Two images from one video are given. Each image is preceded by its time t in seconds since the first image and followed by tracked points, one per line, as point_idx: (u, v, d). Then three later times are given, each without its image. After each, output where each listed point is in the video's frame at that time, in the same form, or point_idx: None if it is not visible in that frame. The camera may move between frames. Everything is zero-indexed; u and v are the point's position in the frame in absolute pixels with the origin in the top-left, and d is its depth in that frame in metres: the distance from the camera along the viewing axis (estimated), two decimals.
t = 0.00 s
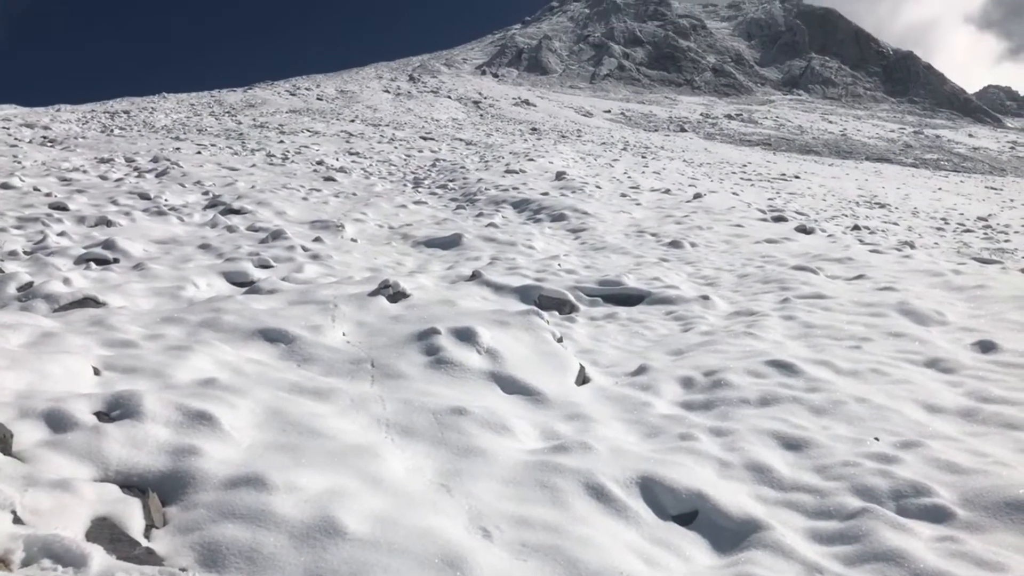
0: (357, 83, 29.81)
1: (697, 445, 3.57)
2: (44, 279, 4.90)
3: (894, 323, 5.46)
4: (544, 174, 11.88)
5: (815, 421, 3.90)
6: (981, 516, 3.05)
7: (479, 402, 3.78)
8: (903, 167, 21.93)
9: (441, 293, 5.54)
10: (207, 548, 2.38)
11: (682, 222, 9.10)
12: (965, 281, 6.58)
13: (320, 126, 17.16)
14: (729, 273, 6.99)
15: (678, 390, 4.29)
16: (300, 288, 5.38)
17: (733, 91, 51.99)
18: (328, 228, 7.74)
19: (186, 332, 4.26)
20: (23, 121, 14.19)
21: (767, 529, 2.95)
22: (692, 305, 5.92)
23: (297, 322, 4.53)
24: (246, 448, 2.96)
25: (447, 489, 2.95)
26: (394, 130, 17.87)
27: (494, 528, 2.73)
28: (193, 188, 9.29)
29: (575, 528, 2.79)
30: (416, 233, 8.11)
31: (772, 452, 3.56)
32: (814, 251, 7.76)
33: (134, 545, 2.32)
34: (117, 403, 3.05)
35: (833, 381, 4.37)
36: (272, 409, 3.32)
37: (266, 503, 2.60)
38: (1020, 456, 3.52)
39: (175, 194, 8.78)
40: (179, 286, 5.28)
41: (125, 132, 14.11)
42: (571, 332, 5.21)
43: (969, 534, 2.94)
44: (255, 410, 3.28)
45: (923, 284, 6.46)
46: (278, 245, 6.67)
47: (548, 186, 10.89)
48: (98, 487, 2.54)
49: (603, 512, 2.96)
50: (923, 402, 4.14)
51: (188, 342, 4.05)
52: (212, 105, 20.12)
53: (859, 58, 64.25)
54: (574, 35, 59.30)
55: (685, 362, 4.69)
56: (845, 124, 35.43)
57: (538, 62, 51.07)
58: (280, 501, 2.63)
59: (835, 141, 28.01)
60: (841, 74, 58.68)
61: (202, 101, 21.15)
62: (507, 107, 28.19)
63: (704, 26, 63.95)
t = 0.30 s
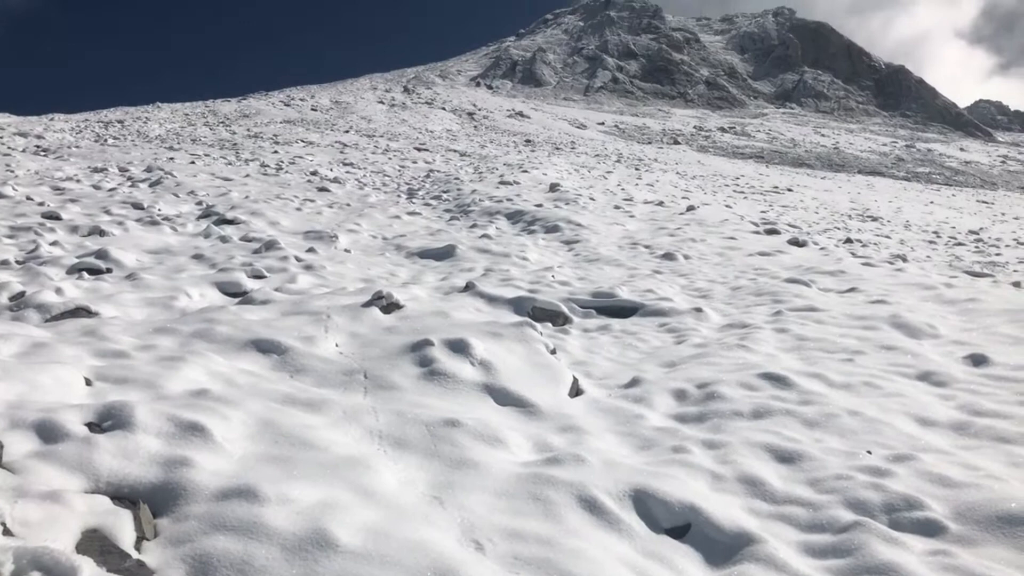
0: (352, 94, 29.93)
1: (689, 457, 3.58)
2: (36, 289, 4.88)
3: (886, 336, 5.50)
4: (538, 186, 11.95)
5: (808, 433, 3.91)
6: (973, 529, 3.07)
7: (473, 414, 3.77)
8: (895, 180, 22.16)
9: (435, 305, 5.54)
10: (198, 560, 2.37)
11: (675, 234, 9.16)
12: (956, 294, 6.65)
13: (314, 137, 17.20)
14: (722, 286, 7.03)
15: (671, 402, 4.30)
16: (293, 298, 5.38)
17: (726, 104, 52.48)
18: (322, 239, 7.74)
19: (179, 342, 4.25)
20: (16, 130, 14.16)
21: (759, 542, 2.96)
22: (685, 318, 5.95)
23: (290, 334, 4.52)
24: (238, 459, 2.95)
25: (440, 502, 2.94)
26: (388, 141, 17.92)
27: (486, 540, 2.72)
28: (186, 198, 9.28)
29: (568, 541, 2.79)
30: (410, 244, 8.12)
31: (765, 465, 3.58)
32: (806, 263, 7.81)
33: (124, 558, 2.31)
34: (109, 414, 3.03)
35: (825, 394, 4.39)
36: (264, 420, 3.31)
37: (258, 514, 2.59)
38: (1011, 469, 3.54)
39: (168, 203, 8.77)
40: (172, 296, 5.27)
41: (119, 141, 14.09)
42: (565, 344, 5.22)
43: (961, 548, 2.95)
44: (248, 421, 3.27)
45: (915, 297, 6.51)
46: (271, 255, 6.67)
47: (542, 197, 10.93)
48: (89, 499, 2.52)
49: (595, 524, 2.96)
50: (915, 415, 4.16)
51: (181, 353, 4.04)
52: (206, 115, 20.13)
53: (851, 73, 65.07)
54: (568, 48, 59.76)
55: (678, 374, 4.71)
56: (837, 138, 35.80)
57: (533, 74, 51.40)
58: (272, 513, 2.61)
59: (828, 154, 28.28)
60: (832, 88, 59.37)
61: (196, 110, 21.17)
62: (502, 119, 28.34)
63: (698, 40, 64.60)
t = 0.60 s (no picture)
0: (347, 107, 30.03)
1: (684, 472, 3.58)
2: (29, 302, 4.86)
3: (881, 350, 5.52)
4: (533, 200, 12.00)
5: (803, 448, 3.92)
6: (968, 545, 3.07)
7: (468, 428, 3.76)
8: (888, 195, 22.36)
9: (430, 318, 5.54)
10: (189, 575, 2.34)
11: (670, 248, 9.21)
12: (949, 308, 6.69)
13: (310, 150, 17.24)
14: (716, 300, 7.06)
15: (666, 417, 4.30)
16: (288, 311, 5.37)
17: (720, 119, 52.93)
18: (317, 252, 7.74)
19: (173, 356, 4.24)
20: (10, 142, 14.14)
21: (754, 558, 2.95)
22: (680, 331, 5.96)
23: (285, 347, 4.51)
24: (232, 474, 2.93)
25: (434, 516, 2.93)
26: (384, 155, 17.99)
27: (481, 555, 2.71)
28: (181, 210, 9.28)
29: (562, 556, 2.77)
30: (405, 257, 8.13)
31: (760, 479, 3.57)
32: (801, 278, 7.86)
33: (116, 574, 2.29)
34: (102, 427, 3.01)
35: (820, 409, 4.40)
36: (258, 434, 3.29)
37: (251, 529, 2.57)
38: (1006, 484, 3.55)
39: (163, 216, 8.76)
40: (166, 309, 5.25)
41: (114, 154, 14.09)
42: (560, 357, 5.23)
43: (956, 563, 2.95)
44: (241, 435, 3.25)
45: (909, 312, 6.56)
46: (266, 268, 6.66)
47: (538, 211, 10.98)
48: (81, 513, 2.50)
49: (590, 539, 2.95)
50: (910, 429, 4.18)
51: (175, 366, 4.02)
52: (201, 128, 20.17)
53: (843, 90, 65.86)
54: (564, 62, 60.25)
55: (673, 388, 4.71)
56: (831, 153, 36.13)
57: (529, 88, 51.77)
58: (265, 527, 2.60)
59: (822, 169, 28.54)
60: (825, 104, 60.04)
61: (191, 123, 21.21)
62: (497, 133, 28.49)
63: (692, 55, 65.25)
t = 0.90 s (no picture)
0: (344, 123, 30.20)
1: (681, 489, 3.57)
2: (24, 318, 4.84)
3: (877, 367, 5.54)
4: (530, 216, 12.05)
5: (799, 464, 3.92)
6: (965, 562, 3.06)
7: (463, 445, 3.75)
8: (884, 212, 22.53)
9: (426, 334, 5.55)
10: None
11: (666, 264, 9.25)
12: (944, 325, 6.72)
13: (307, 166, 17.31)
14: (712, 316, 7.09)
15: (663, 433, 4.30)
16: (284, 327, 5.37)
17: (716, 136, 53.38)
18: (313, 267, 7.75)
19: (169, 371, 4.22)
20: (7, 157, 14.17)
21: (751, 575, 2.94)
22: (676, 347, 5.98)
23: (281, 363, 4.50)
24: (227, 490, 2.91)
25: (430, 534, 2.91)
26: (381, 170, 18.07)
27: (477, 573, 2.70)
28: (178, 226, 9.29)
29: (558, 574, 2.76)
30: (402, 273, 8.15)
31: (756, 496, 3.57)
32: (797, 294, 7.90)
33: None
34: (96, 443, 3.00)
35: (817, 426, 4.40)
36: (253, 450, 3.28)
37: (246, 546, 2.55)
38: (1003, 501, 3.55)
39: (160, 232, 8.77)
40: (162, 324, 5.24)
41: (111, 169, 14.12)
42: (556, 373, 5.23)
43: None
44: (236, 451, 3.23)
45: (905, 329, 6.59)
46: (262, 284, 6.67)
47: (534, 227, 11.03)
48: (75, 530, 2.49)
49: (586, 557, 2.94)
50: (906, 446, 4.18)
51: (170, 381, 4.01)
52: (198, 143, 20.24)
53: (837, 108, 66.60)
54: (560, 79, 60.82)
55: (669, 404, 4.72)
56: (827, 169, 36.41)
57: (526, 104, 52.19)
58: (260, 544, 2.57)
59: (817, 186, 28.75)
60: (820, 122, 60.65)
61: (189, 139, 21.27)
62: (494, 149, 28.66)
63: (688, 72, 65.92)
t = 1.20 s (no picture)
0: (341, 139, 30.35)
1: (679, 506, 3.55)
2: (19, 333, 4.82)
3: (873, 384, 5.55)
4: (527, 231, 12.10)
5: (797, 482, 3.91)
6: None
7: (460, 462, 3.73)
8: (880, 229, 22.68)
9: (423, 350, 5.54)
10: None
11: (663, 280, 9.27)
12: (941, 342, 6.74)
13: (304, 181, 17.36)
14: (709, 332, 7.10)
15: (660, 450, 4.28)
16: (280, 343, 5.36)
17: (711, 153, 53.81)
18: (310, 283, 7.75)
19: (164, 387, 4.21)
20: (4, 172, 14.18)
21: None
22: (673, 364, 5.98)
23: (277, 379, 4.48)
24: (222, 507, 2.89)
25: (426, 551, 2.89)
26: (378, 186, 18.15)
27: None
28: (175, 241, 9.29)
29: None
30: (398, 288, 8.15)
31: (754, 514, 3.55)
32: (793, 310, 7.93)
33: None
34: (91, 459, 2.97)
35: (814, 443, 4.40)
36: (248, 467, 3.26)
37: (241, 563, 2.52)
38: (1001, 519, 3.54)
39: (156, 247, 8.77)
40: (157, 339, 5.23)
41: (108, 184, 14.14)
42: (553, 390, 5.22)
43: None
44: (231, 467, 3.22)
45: (902, 346, 6.60)
46: (259, 299, 6.66)
47: (531, 243, 11.07)
48: (69, 548, 2.46)
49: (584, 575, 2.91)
50: (903, 464, 4.18)
51: (165, 397, 3.99)
52: (196, 158, 20.31)
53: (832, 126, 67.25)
54: (557, 96, 61.35)
55: (667, 421, 4.71)
56: (823, 186, 36.69)
57: (523, 121, 52.58)
58: (254, 562, 2.55)
59: (813, 202, 28.95)
60: (815, 140, 61.22)
61: (186, 154, 21.34)
62: (491, 165, 28.82)
63: (684, 89, 66.55)
